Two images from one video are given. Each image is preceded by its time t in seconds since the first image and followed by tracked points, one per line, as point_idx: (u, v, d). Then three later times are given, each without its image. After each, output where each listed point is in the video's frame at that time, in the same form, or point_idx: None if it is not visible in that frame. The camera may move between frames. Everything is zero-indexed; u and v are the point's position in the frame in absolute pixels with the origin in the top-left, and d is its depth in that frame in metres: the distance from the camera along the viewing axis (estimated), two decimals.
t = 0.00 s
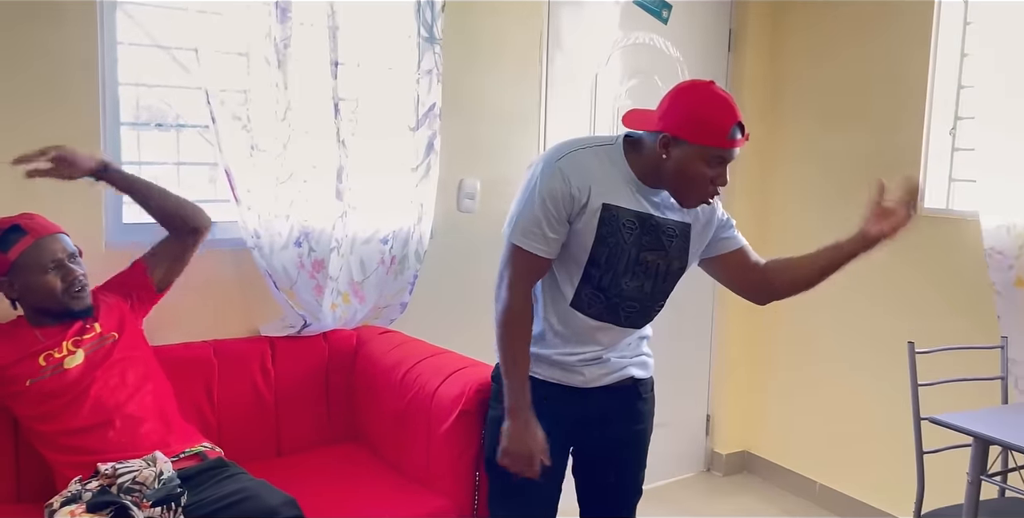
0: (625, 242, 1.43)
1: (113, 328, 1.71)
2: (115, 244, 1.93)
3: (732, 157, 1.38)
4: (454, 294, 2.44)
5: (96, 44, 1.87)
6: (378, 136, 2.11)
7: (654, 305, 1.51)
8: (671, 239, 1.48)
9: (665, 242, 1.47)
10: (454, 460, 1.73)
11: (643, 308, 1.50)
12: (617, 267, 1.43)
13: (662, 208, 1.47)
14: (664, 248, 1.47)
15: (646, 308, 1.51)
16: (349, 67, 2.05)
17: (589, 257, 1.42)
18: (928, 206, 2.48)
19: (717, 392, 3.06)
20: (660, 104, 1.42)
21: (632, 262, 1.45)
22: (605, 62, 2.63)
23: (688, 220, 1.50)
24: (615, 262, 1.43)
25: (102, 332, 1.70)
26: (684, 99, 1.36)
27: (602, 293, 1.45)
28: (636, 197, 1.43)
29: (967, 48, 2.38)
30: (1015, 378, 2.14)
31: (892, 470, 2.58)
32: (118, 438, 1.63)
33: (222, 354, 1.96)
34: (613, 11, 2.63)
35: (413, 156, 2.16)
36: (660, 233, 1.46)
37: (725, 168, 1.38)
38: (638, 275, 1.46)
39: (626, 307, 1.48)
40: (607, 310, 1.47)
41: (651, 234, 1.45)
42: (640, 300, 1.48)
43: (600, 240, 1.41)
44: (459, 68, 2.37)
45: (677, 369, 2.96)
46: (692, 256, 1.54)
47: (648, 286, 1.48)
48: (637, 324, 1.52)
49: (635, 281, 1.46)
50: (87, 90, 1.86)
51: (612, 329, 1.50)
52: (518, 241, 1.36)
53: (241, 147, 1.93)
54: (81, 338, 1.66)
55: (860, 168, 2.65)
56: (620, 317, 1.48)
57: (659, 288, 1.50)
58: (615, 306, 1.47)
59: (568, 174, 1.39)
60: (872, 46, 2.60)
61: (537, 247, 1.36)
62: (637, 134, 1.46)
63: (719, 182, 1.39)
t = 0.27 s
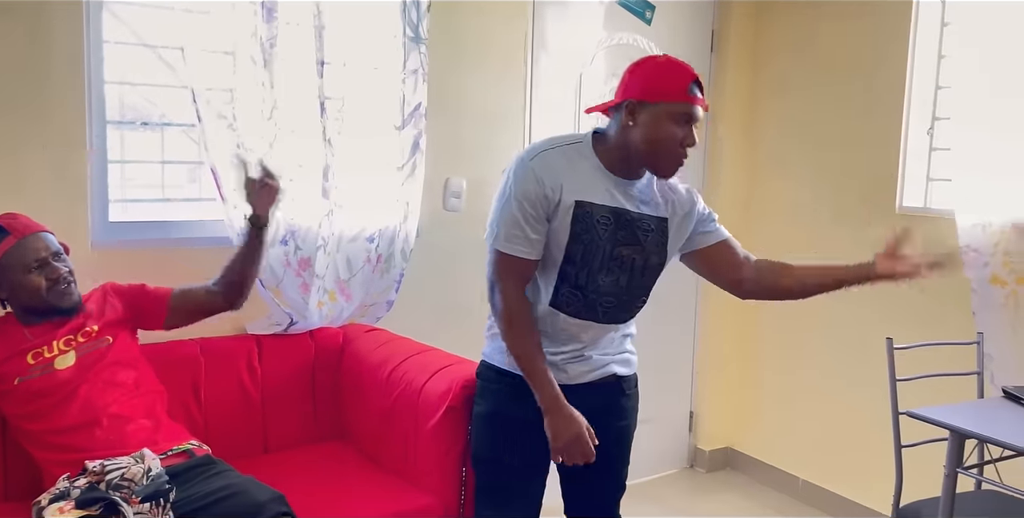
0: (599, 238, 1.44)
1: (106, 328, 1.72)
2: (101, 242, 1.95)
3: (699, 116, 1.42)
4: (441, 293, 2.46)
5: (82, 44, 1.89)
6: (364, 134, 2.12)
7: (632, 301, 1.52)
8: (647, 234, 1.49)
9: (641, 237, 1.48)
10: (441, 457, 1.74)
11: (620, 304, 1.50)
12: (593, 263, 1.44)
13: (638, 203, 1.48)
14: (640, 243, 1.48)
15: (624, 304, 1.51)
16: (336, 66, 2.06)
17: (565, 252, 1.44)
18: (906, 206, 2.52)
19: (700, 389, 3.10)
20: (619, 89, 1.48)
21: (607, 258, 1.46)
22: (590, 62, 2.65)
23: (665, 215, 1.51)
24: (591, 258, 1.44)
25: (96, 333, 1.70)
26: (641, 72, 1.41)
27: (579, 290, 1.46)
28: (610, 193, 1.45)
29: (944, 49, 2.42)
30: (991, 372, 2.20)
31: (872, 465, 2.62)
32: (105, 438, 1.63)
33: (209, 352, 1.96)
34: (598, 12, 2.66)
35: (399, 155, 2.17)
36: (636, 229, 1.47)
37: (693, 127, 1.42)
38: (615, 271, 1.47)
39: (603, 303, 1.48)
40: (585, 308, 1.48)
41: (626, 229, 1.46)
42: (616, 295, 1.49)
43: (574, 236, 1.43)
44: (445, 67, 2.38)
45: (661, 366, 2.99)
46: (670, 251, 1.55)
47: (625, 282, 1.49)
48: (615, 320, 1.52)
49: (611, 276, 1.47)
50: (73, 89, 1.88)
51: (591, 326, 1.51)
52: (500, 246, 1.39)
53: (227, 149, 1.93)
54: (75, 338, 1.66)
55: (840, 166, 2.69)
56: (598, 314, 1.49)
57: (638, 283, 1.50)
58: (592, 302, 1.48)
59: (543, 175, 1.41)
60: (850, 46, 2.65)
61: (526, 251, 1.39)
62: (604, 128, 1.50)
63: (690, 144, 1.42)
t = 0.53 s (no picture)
0: (575, 226, 1.46)
1: (99, 325, 1.73)
2: (91, 241, 1.94)
3: (646, 97, 1.43)
4: (430, 290, 2.48)
5: (73, 39, 1.87)
6: (353, 132, 2.13)
7: (609, 294, 1.53)
8: (626, 226, 1.51)
9: (619, 229, 1.50)
10: (430, 452, 1.76)
11: (596, 294, 1.51)
12: (568, 249, 1.46)
13: (617, 194, 1.49)
14: (618, 235, 1.50)
15: (600, 295, 1.52)
16: (325, 65, 2.07)
17: (542, 237, 1.46)
18: (888, 203, 2.55)
19: (687, 386, 3.14)
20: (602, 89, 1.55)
21: (582, 246, 1.47)
22: (576, 63, 2.69)
23: (646, 210, 1.53)
24: (567, 245, 1.46)
25: (91, 331, 1.71)
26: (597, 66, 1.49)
27: (555, 277, 1.47)
28: (588, 182, 1.47)
29: (925, 50, 2.46)
30: (971, 367, 2.22)
31: (854, 459, 2.67)
32: (96, 434, 1.63)
33: (200, 349, 1.97)
34: (585, 13, 2.68)
35: (388, 154, 2.19)
36: (613, 220, 1.49)
37: (639, 107, 1.43)
38: (591, 260, 1.49)
39: (581, 292, 1.49)
40: (562, 296, 1.49)
41: (604, 219, 1.48)
42: (592, 285, 1.50)
43: (550, 222, 1.45)
44: (434, 67, 2.40)
45: (648, 363, 3.03)
46: (648, 249, 1.56)
47: (601, 272, 1.50)
48: (593, 314, 1.52)
49: (587, 265, 1.49)
50: (63, 85, 1.86)
51: (569, 316, 1.50)
52: (473, 228, 1.42)
53: (217, 144, 1.95)
54: (67, 335, 1.67)
55: (821, 166, 2.73)
56: (576, 302, 1.50)
57: (614, 274, 1.52)
58: (569, 290, 1.49)
59: (519, 161, 1.44)
60: (832, 47, 2.68)
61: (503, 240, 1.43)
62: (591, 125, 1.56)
63: (635, 123, 1.43)
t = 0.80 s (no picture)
0: (543, 217, 1.50)
1: (98, 322, 1.74)
2: (88, 237, 1.96)
3: (572, 95, 1.43)
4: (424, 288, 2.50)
5: (71, 40, 1.90)
6: (347, 131, 2.15)
7: (585, 288, 1.54)
8: (601, 220, 1.52)
9: (593, 223, 1.52)
10: (424, 447, 1.79)
11: (570, 287, 1.52)
12: (536, 239, 1.50)
13: (593, 189, 1.52)
14: (592, 228, 1.52)
15: (574, 287, 1.53)
16: (320, 64, 2.09)
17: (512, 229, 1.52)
18: (876, 203, 2.59)
19: (678, 384, 3.17)
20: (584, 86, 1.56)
21: (553, 237, 1.51)
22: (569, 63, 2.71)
23: (625, 204, 1.53)
24: (536, 234, 1.51)
25: (89, 328, 1.73)
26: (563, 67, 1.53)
27: (525, 266, 1.51)
28: (557, 175, 1.51)
29: (912, 52, 2.49)
30: (956, 364, 2.25)
31: (843, 456, 2.70)
32: (94, 428, 1.66)
33: (197, 348, 1.98)
34: (578, 14, 2.71)
35: (382, 153, 2.21)
36: (587, 213, 1.51)
37: (568, 107, 1.44)
38: (562, 251, 1.51)
39: (551, 282, 1.51)
40: (533, 286, 1.51)
41: (575, 211, 1.51)
42: (565, 278, 1.52)
43: (518, 213, 1.51)
44: (428, 67, 2.42)
45: (640, 361, 3.06)
46: (627, 244, 1.56)
47: (572, 263, 1.52)
48: (567, 306, 1.53)
49: (557, 256, 1.51)
50: (61, 85, 1.89)
51: (546, 309, 1.52)
52: (447, 218, 1.56)
53: (213, 143, 1.97)
54: (66, 331, 1.69)
55: (809, 171, 2.77)
56: (545, 292, 1.51)
57: (588, 267, 1.53)
58: (537, 279, 1.51)
59: (491, 155, 1.54)
60: (823, 51, 2.72)
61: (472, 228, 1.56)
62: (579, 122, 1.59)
63: (572, 123, 1.44)
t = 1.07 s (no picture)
0: (517, 213, 1.55)
1: (103, 321, 1.78)
2: (91, 235, 1.99)
3: (538, 92, 1.49)
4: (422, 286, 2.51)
5: (73, 39, 1.92)
6: (346, 131, 2.17)
7: (564, 282, 1.56)
8: (576, 214, 1.54)
9: (568, 217, 1.54)
10: (423, 442, 1.81)
11: (548, 280, 1.55)
12: (511, 234, 1.55)
13: (563, 184, 1.55)
14: (567, 222, 1.54)
15: (552, 280, 1.55)
16: (319, 64, 2.11)
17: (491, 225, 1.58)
18: (870, 203, 2.62)
19: (674, 383, 3.19)
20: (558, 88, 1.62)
21: (529, 232, 1.54)
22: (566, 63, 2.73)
23: (600, 198, 1.54)
24: (513, 230, 1.55)
25: (95, 327, 1.76)
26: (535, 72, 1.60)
27: (505, 261, 1.57)
28: (527, 171, 1.56)
29: (906, 54, 2.52)
30: (949, 362, 2.29)
31: (837, 453, 2.72)
32: (97, 423, 1.68)
33: (197, 340, 2.01)
34: (575, 15, 2.73)
35: (378, 153, 2.22)
36: (561, 208, 1.54)
37: (535, 103, 1.49)
38: (538, 246, 1.54)
39: (528, 277, 1.55)
40: (511, 281, 1.56)
41: (549, 206, 1.54)
42: (543, 271, 1.55)
43: (494, 210, 1.57)
44: (426, 67, 2.44)
45: (636, 359, 3.08)
46: (607, 239, 1.56)
47: (549, 258, 1.55)
48: (547, 300, 1.56)
49: (533, 251, 1.54)
50: (64, 84, 1.91)
51: (528, 304, 1.56)
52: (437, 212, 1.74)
53: (213, 141, 1.99)
54: (70, 329, 1.72)
55: (804, 172, 2.80)
56: (523, 286, 1.55)
57: (566, 261, 1.55)
58: (516, 273, 1.56)
59: (469, 158, 1.64)
60: (820, 52, 2.74)
61: (461, 220, 1.73)
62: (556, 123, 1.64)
63: (540, 118, 1.49)
